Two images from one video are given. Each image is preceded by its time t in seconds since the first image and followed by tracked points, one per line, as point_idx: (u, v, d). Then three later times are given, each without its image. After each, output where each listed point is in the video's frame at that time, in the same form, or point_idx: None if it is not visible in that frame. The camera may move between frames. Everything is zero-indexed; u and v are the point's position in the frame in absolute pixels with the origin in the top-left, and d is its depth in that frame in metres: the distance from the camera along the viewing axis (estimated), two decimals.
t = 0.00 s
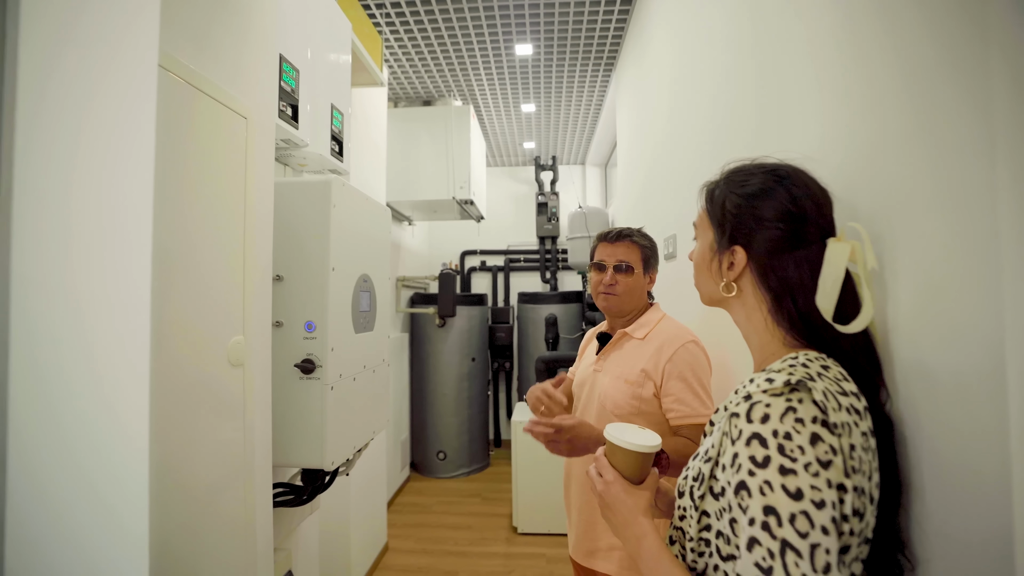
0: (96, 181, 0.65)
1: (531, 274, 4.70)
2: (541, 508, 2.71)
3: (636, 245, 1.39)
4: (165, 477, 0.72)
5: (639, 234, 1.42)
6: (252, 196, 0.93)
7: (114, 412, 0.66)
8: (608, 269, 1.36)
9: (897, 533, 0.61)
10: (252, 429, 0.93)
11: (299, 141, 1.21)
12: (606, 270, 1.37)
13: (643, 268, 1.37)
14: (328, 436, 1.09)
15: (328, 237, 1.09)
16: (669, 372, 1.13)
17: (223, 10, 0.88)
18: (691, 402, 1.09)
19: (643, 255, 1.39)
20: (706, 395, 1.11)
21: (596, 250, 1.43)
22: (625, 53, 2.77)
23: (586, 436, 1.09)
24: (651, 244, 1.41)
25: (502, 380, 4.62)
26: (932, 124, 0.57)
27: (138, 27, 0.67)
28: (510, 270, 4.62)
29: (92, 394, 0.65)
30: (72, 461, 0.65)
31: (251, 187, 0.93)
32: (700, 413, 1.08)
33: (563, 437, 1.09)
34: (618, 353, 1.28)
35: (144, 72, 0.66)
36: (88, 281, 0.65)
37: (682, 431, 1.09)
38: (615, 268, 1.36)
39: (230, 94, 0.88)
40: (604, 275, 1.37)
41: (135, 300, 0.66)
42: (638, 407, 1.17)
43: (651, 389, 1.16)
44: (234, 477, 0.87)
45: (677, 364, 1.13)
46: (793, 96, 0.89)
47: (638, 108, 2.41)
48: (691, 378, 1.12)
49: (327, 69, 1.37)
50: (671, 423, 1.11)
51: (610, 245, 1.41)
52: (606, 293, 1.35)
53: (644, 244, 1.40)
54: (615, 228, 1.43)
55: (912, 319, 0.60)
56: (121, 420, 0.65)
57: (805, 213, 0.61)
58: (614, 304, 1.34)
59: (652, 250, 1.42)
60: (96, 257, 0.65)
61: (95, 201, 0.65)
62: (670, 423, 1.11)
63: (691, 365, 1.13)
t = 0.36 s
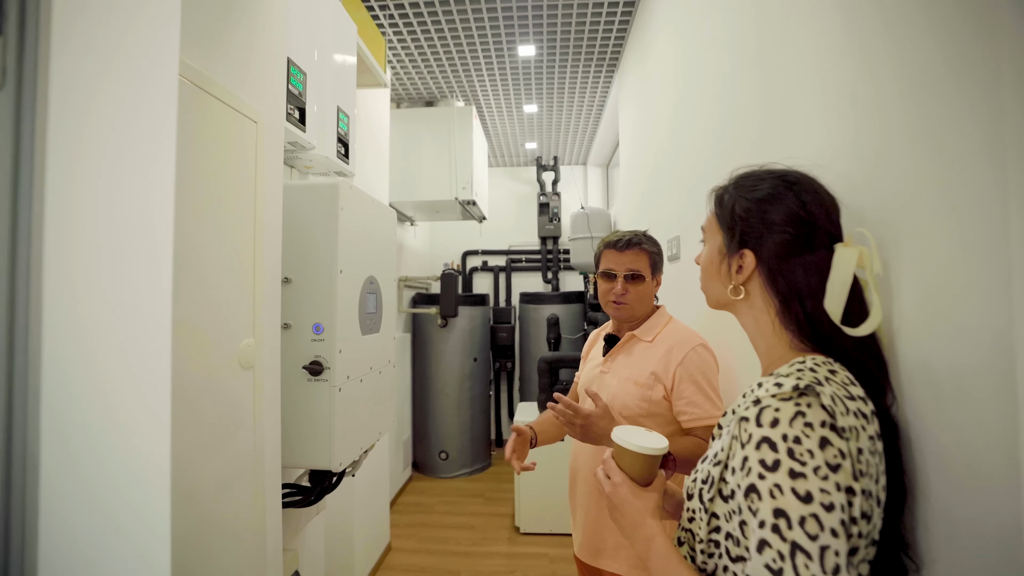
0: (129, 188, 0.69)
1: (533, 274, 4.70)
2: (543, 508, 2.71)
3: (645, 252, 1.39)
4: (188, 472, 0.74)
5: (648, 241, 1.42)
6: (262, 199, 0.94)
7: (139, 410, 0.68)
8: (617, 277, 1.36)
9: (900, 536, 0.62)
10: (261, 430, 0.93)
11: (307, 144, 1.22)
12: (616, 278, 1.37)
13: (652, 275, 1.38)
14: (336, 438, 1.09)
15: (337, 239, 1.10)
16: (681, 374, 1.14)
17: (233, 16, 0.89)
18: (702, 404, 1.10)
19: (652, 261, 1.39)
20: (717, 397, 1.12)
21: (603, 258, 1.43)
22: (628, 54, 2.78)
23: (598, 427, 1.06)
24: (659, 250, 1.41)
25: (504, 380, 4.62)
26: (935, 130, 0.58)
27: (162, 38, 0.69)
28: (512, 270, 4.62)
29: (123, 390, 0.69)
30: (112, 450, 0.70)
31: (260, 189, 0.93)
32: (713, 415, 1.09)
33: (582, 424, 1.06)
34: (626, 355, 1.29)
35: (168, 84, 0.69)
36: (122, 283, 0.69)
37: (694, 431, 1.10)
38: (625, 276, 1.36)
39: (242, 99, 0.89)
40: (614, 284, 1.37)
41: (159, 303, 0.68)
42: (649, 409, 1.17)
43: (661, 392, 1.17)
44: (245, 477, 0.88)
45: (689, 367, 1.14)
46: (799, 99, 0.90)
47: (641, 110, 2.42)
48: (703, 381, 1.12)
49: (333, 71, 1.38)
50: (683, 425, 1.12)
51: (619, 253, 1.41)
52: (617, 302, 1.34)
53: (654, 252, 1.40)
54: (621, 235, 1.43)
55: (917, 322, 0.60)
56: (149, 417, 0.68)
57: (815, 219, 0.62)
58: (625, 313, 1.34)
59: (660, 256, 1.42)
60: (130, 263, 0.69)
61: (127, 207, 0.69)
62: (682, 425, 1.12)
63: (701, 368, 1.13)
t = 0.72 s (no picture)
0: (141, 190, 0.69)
1: (535, 274, 4.71)
2: (546, 508, 2.72)
3: (657, 250, 1.39)
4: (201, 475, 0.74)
5: (661, 239, 1.42)
6: (271, 199, 0.94)
7: (153, 412, 0.68)
8: (627, 272, 1.37)
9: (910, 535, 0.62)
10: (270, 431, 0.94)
11: (313, 145, 1.22)
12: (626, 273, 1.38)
13: (662, 274, 1.37)
14: (343, 438, 1.10)
15: (344, 240, 1.11)
16: (687, 378, 1.14)
17: (244, 18, 0.89)
18: (708, 410, 1.11)
19: (663, 261, 1.39)
20: (722, 402, 1.12)
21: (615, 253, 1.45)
22: (630, 54, 2.78)
23: (598, 444, 1.11)
24: (671, 249, 1.40)
25: (505, 380, 4.63)
26: (946, 131, 0.58)
27: (173, 41, 0.69)
28: (514, 270, 4.62)
29: (134, 395, 0.69)
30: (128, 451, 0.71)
31: (270, 191, 0.94)
32: (718, 421, 1.10)
33: (579, 449, 1.12)
34: (632, 356, 1.29)
35: (183, 87, 0.69)
36: (132, 285, 0.68)
37: (698, 438, 1.11)
38: (634, 272, 1.36)
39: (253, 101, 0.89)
40: (622, 279, 1.38)
41: (174, 305, 0.68)
42: (653, 411, 1.18)
43: (666, 395, 1.17)
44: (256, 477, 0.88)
45: (695, 371, 1.15)
46: (806, 99, 0.90)
47: (644, 110, 2.42)
48: (709, 387, 1.13)
49: (339, 73, 1.38)
50: (688, 430, 1.13)
51: (630, 249, 1.41)
52: (623, 297, 1.36)
53: (666, 250, 1.40)
54: (636, 232, 1.43)
55: (925, 324, 0.61)
56: (161, 419, 0.68)
57: (825, 220, 0.62)
58: (630, 308, 1.35)
59: (672, 255, 1.41)
60: (141, 265, 0.69)
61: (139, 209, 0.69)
62: (687, 429, 1.13)
63: (707, 373, 1.14)
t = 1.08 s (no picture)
0: (144, 189, 0.68)
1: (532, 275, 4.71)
2: (544, 508, 2.72)
3: (645, 242, 1.39)
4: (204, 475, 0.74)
5: (654, 234, 1.41)
6: (272, 200, 0.93)
7: (157, 414, 0.68)
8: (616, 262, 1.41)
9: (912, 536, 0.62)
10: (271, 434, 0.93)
11: (314, 146, 1.22)
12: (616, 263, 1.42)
13: (648, 266, 1.36)
14: (344, 440, 1.09)
15: (345, 241, 1.10)
16: (688, 383, 1.15)
17: (247, 17, 0.89)
18: (708, 415, 1.11)
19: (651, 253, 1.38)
20: (723, 408, 1.13)
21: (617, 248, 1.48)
22: (628, 56, 2.79)
23: (598, 445, 1.12)
24: (661, 242, 1.38)
25: (502, 380, 4.63)
26: (948, 136, 0.58)
27: (174, 39, 0.69)
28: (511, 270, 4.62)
29: (137, 394, 0.68)
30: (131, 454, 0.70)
31: (272, 193, 0.93)
32: (718, 427, 1.11)
33: (579, 452, 1.12)
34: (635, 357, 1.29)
35: (186, 86, 0.68)
36: (133, 284, 0.68)
37: (698, 443, 1.13)
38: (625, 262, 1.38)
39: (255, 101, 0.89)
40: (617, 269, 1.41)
41: (178, 306, 0.68)
42: (653, 414, 1.18)
43: (666, 398, 1.18)
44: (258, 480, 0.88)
45: (697, 376, 1.15)
46: (807, 102, 0.91)
47: (642, 112, 2.43)
48: (710, 393, 1.14)
49: (339, 73, 1.38)
50: (688, 435, 1.14)
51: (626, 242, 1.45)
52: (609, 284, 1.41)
53: (656, 243, 1.38)
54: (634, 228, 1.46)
55: (926, 326, 0.61)
56: (165, 421, 0.68)
57: (827, 223, 0.62)
58: (614, 295, 1.38)
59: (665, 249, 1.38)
60: (144, 263, 0.68)
61: (142, 208, 0.68)
62: (687, 434, 1.14)
63: (708, 378, 1.15)
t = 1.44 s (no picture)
0: (143, 185, 0.67)
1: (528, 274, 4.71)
2: (541, 508, 2.72)
3: (670, 253, 1.40)
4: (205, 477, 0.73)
5: (673, 242, 1.42)
6: (272, 198, 0.92)
7: (155, 411, 0.67)
8: (643, 277, 1.35)
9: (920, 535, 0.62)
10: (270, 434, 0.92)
11: (312, 143, 1.20)
12: (640, 278, 1.36)
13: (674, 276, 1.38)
14: (344, 441, 1.08)
15: (345, 240, 1.09)
16: (698, 383, 1.16)
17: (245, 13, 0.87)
18: (719, 414, 1.13)
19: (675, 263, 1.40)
20: (733, 407, 1.15)
21: (627, 256, 1.42)
22: (625, 55, 2.80)
23: (609, 448, 1.12)
24: (682, 251, 1.42)
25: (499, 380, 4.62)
26: (951, 134, 0.58)
27: (178, 36, 0.68)
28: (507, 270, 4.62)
29: (135, 393, 0.67)
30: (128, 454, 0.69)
31: (272, 190, 0.92)
32: (728, 426, 1.12)
33: (590, 455, 1.12)
34: (642, 358, 1.29)
35: (187, 83, 0.67)
36: (132, 280, 0.67)
37: (708, 443, 1.14)
38: (650, 276, 1.35)
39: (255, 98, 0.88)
40: (637, 284, 1.35)
41: (179, 301, 0.67)
42: (663, 414, 1.19)
43: (677, 398, 1.18)
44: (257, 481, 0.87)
45: (707, 376, 1.16)
46: (808, 102, 0.91)
47: (640, 111, 2.43)
48: (720, 392, 1.15)
49: (338, 70, 1.36)
50: (697, 434, 1.16)
51: (644, 252, 1.40)
52: (639, 303, 1.33)
53: (678, 253, 1.41)
54: (648, 235, 1.42)
55: (933, 325, 0.61)
56: (164, 422, 0.67)
57: (836, 222, 0.63)
58: (648, 314, 1.33)
59: (683, 258, 1.44)
60: (141, 259, 0.67)
61: (141, 204, 0.67)
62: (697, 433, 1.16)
63: (719, 379, 1.16)
